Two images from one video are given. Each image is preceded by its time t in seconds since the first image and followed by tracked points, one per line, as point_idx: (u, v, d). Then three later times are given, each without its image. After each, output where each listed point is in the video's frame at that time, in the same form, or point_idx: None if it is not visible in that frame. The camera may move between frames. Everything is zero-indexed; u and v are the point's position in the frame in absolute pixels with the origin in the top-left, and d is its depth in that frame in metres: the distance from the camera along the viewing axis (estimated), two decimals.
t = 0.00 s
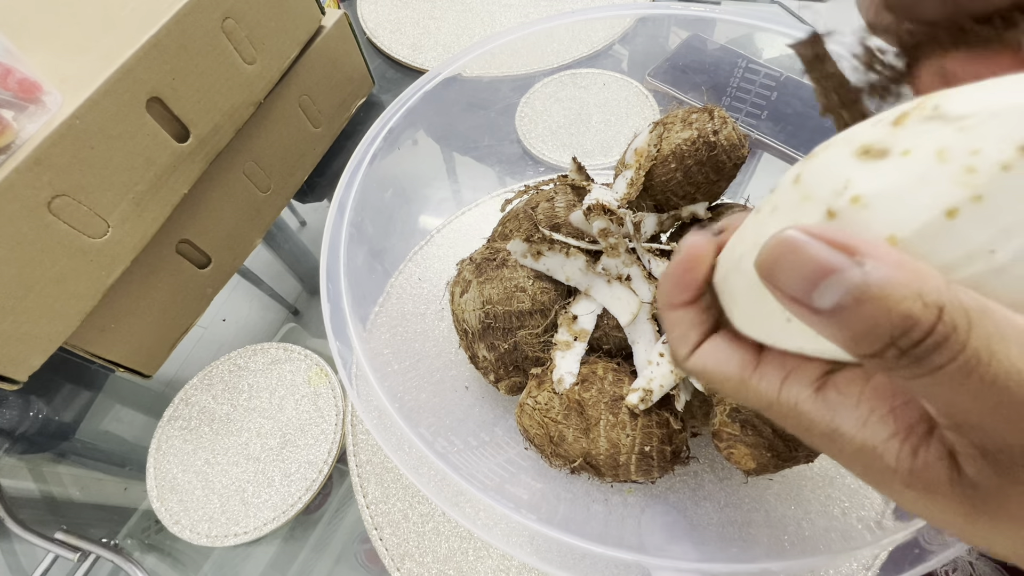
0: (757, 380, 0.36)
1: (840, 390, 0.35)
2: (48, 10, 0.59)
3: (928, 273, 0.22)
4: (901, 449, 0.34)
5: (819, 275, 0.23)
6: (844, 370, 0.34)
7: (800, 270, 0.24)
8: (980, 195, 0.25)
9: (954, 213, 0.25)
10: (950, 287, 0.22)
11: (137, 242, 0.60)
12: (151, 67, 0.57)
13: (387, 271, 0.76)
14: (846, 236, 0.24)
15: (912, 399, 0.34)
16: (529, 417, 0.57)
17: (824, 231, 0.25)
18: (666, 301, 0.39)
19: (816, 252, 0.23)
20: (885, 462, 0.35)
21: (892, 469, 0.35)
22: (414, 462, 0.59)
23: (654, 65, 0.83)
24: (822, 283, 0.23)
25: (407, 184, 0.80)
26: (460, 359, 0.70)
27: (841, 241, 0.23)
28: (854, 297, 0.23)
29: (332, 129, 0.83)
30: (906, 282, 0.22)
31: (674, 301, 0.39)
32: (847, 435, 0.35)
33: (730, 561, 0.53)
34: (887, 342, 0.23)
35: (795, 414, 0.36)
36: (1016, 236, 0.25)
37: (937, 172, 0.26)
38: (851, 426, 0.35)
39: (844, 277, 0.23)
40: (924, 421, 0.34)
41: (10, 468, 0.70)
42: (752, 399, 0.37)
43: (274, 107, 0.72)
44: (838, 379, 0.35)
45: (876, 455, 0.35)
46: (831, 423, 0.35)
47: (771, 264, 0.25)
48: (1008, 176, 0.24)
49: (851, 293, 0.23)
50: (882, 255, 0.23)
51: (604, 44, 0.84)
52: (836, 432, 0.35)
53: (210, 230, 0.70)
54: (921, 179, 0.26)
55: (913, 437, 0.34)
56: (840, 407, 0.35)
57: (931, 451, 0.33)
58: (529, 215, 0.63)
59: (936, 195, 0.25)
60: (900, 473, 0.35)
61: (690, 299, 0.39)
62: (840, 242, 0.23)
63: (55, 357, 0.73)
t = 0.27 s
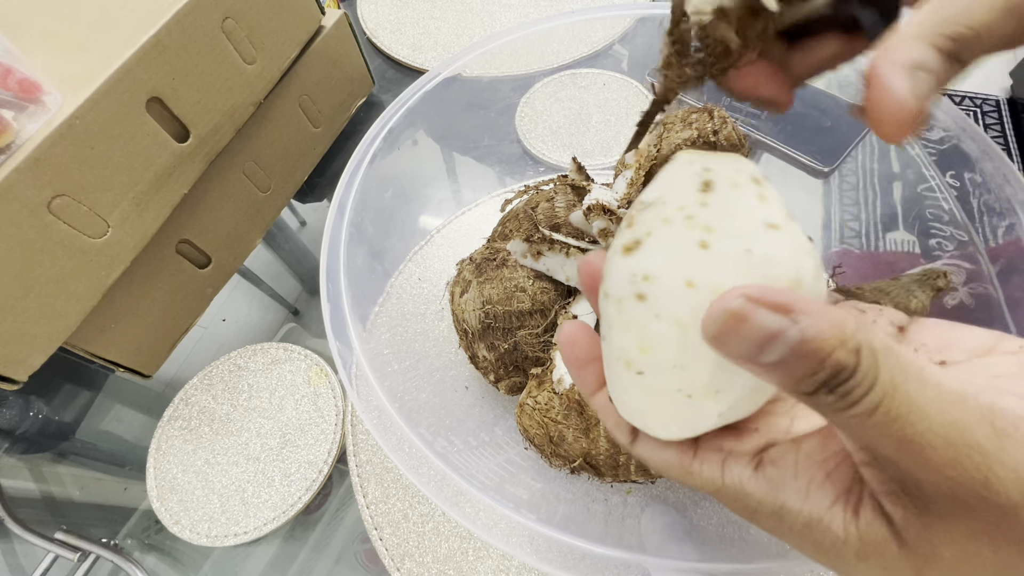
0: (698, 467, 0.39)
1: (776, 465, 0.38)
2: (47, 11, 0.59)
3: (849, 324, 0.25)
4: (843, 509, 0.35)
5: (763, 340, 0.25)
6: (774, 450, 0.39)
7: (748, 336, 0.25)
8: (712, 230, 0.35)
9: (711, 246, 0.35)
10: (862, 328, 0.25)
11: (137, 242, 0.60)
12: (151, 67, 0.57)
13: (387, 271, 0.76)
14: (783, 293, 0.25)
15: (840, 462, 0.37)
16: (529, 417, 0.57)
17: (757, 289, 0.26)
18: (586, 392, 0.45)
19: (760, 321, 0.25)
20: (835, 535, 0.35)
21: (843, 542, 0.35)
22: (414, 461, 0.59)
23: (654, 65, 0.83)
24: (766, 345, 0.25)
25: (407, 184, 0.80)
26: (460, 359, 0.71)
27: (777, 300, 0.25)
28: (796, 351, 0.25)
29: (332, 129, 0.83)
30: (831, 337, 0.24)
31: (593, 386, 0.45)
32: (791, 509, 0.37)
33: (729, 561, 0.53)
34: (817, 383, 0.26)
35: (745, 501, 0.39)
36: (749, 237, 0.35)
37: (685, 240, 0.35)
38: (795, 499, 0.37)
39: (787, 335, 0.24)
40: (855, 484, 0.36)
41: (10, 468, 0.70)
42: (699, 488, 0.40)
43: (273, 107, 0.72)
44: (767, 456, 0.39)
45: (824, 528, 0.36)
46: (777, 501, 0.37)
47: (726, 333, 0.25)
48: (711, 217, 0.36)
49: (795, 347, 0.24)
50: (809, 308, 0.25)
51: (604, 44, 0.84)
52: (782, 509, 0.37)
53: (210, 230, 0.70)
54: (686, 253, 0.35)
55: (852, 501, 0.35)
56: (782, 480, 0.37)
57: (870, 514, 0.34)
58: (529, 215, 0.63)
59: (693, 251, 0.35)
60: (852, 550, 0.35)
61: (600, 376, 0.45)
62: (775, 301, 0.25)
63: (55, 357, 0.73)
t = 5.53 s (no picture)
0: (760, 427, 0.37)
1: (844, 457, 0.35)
2: (47, 11, 0.59)
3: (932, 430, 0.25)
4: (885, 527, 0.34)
5: (821, 401, 0.26)
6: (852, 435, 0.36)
7: (802, 391, 0.27)
8: (842, 270, 0.29)
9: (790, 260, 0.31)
10: (958, 455, 0.25)
11: (137, 242, 0.60)
12: (151, 67, 0.57)
13: (387, 270, 0.76)
14: (862, 374, 0.27)
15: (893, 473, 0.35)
16: (529, 416, 0.57)
17: (841, 361, 0.28)
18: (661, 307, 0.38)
19: (833, 390, 0.26)
20: (870, 536, 0.35)
21: (875, 542, 0.35)
22: (415, 461, 0.59)
23: (654, 65, 0.83)
24: (819, 412, 0.26)
25: (407, 184, 0.80)
26: (460, 359, 0.71)
27: (857, 380, 0.26)
28: (849, 433, 0.26)
29: (332, 128, 0.83)
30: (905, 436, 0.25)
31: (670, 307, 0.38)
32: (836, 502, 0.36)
33: (729, 561, 0.53)
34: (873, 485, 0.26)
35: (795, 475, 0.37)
36: (836, 239, 0.30)
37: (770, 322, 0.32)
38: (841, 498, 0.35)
39: (847, 412, 0.26)
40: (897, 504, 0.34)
41: (10, 467, 0.70)
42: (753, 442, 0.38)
43: (274, 107, 0.72)
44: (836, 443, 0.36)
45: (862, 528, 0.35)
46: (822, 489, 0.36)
47: (780, 374, 0.28)
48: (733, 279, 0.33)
49: (849, 426, 0.26)
50: (894, 405, 0.25)
51: (604, 44, 0.84)
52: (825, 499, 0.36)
53: (210, 230, 0.70)
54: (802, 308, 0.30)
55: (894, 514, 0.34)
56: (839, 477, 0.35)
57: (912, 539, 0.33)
58: (529, 214, 0.63)
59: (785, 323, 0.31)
60: (885, 551, 0.35)
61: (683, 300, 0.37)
62: (854, 381, 0.26)
63: (55, 357, 0.73)
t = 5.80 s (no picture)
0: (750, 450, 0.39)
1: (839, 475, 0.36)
2: (47, 11, 0.59)
3: (913, 436, 0.25)
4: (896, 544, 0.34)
5: (798, 420, 0.26)
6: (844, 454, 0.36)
7: (776, 409, 0.27)
8: (774, 279, 0.31)
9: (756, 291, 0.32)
10: (933, 456, 0.25)
11: (137, 242, 0.60)
12: (151, 67, 0.57)
13: (387, 270, 0.76)
14: (820, 379, 0.27)
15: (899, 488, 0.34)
16: (529, 416, 0.57)
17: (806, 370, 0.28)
18: (632, 346, 0.41)
19: (805, 405, 0.26)
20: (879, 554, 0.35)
21: (887, 561, 0.34)
22: (415, 460, 0.60)
23: (654, 65, 0.83)
24: (796, 429, 0.26)
25: (407, 184, 0.80)
26: (460, 359, 0.71)
27: (817, 389, 0.27)
28: (829, 447, 0.25)
29: (332, 129, 0.83)
30: (884, 439, 0.25)
31: (641, 344, 0.40)
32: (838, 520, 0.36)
33: (729, 561, 0.53)
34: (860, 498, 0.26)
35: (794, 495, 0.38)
36: (762, 253, 0.32)
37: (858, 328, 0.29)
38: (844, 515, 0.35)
39: (821, 426, 0.26)
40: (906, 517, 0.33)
41: (10, 468, 0.70)
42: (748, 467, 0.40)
43: (274, 107, 0.72)
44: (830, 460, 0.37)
45: (871, 546, 0.35)
46: (822, 508, 0.36)
47: (751, 400, 0.28)
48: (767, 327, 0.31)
49: (827, 441, 0.25)
50: (863, 411, 0.25)
51: (604, 44, 0.84)
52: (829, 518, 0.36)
53: (210, 230, 0.70)
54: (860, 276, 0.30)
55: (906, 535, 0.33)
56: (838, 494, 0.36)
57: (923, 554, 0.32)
58: (529, 214, 0.64)
59: (857, 303, 0.29)
60: (897, 570, 0.34)
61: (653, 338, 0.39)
62: (817, 391, 0.27)
63: (55, 357, 0.73)
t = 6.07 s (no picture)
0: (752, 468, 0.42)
1: (840, 490, 0.38)
2: (47, 11, 0.59)
3: (893, 412, 0.27)
4: (909, 558, 0.35)
5: (789, 412, 0.28)
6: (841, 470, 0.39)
7: (768, 404, 0.28)
8: (746, 284, 0.34)
9: (739, 308, 0.34)
10: (916, 428, 0.27)
11: (137, 242, 0.60)
12: (151, 67, 0.57)
13: (387, 270, 0.76)
14: (810, 371, 0.27)
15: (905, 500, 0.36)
16: (529, 416, 0.57)
17: (788, 359, 0.28)
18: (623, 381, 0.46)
19: (780, 394, 0.27)
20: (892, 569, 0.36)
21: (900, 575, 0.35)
22: (415, 460, 0.60)
23: (654, 65, 0.83)
24: (791, 418, 0.28)
25: (407, 184, 0.80)
26: (460, 359, 0.71)
27: (807, 382, 0.27)
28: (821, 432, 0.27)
29: (332, 129, 0.83)
30: (868, 424, 0.26)
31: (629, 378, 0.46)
32: (851, 535, 0.37)
33: (729, 561, 0.53)
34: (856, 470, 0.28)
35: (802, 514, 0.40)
36: (721, 271, 0.36)
37: (867, 295, 0.31)
38: (857, 529, 0.37)
39: (811, 415, 0.27)
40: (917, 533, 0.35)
41: (10, 467, 0.70)
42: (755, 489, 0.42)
43: (274, 107, 0.72)
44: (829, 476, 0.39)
45: (884, 561, 0.36)
46: (834, 523, 0.38)
47: (746, 397, 0.29)
48: (780, 328, 0.33)
49: (818, 427, 0.27)
50: (849, 397, 0.27)
51: (604, 44, 0.84)
52: (843, 535, 0.38)
53: (210, 230, 0.70)
54: (837, 244, 0.32)
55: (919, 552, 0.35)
56: (844, 508, 0.38)
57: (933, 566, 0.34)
58: (529, 214, 0.64)
59: (848, 274, 0.32)
60: None
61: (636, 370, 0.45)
62: (806, 383, 0.27)
63: (55, 357, 0.73)
